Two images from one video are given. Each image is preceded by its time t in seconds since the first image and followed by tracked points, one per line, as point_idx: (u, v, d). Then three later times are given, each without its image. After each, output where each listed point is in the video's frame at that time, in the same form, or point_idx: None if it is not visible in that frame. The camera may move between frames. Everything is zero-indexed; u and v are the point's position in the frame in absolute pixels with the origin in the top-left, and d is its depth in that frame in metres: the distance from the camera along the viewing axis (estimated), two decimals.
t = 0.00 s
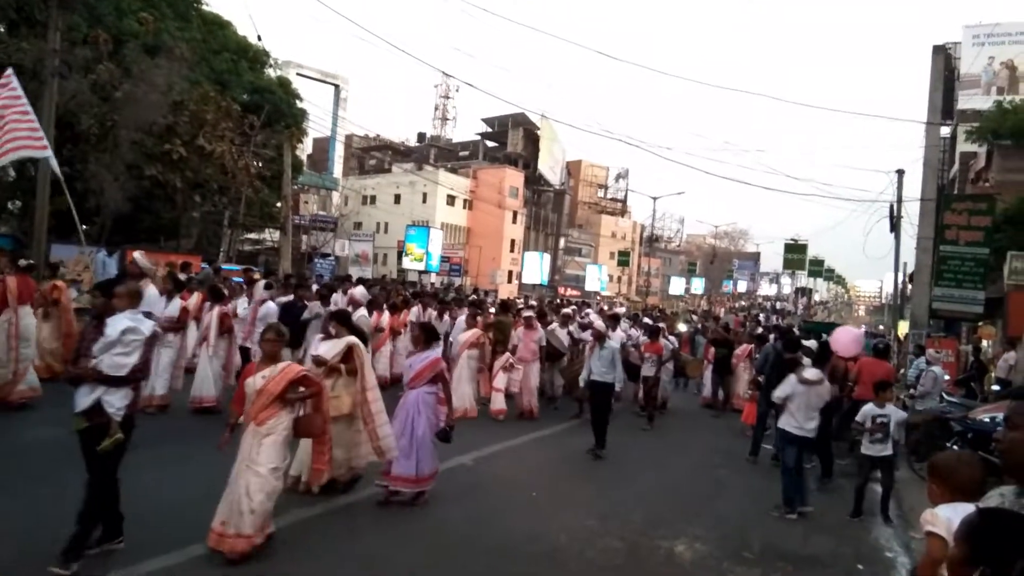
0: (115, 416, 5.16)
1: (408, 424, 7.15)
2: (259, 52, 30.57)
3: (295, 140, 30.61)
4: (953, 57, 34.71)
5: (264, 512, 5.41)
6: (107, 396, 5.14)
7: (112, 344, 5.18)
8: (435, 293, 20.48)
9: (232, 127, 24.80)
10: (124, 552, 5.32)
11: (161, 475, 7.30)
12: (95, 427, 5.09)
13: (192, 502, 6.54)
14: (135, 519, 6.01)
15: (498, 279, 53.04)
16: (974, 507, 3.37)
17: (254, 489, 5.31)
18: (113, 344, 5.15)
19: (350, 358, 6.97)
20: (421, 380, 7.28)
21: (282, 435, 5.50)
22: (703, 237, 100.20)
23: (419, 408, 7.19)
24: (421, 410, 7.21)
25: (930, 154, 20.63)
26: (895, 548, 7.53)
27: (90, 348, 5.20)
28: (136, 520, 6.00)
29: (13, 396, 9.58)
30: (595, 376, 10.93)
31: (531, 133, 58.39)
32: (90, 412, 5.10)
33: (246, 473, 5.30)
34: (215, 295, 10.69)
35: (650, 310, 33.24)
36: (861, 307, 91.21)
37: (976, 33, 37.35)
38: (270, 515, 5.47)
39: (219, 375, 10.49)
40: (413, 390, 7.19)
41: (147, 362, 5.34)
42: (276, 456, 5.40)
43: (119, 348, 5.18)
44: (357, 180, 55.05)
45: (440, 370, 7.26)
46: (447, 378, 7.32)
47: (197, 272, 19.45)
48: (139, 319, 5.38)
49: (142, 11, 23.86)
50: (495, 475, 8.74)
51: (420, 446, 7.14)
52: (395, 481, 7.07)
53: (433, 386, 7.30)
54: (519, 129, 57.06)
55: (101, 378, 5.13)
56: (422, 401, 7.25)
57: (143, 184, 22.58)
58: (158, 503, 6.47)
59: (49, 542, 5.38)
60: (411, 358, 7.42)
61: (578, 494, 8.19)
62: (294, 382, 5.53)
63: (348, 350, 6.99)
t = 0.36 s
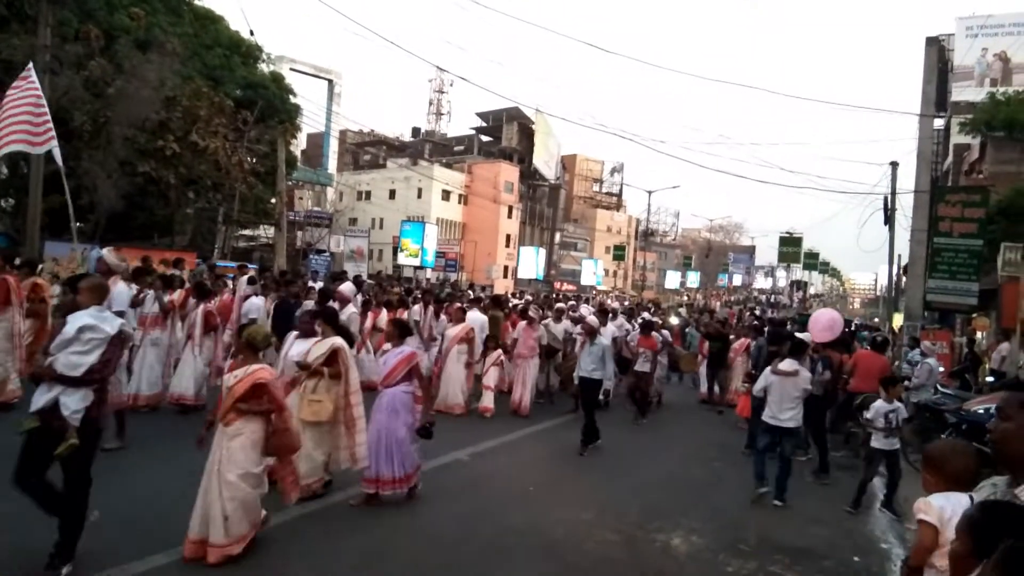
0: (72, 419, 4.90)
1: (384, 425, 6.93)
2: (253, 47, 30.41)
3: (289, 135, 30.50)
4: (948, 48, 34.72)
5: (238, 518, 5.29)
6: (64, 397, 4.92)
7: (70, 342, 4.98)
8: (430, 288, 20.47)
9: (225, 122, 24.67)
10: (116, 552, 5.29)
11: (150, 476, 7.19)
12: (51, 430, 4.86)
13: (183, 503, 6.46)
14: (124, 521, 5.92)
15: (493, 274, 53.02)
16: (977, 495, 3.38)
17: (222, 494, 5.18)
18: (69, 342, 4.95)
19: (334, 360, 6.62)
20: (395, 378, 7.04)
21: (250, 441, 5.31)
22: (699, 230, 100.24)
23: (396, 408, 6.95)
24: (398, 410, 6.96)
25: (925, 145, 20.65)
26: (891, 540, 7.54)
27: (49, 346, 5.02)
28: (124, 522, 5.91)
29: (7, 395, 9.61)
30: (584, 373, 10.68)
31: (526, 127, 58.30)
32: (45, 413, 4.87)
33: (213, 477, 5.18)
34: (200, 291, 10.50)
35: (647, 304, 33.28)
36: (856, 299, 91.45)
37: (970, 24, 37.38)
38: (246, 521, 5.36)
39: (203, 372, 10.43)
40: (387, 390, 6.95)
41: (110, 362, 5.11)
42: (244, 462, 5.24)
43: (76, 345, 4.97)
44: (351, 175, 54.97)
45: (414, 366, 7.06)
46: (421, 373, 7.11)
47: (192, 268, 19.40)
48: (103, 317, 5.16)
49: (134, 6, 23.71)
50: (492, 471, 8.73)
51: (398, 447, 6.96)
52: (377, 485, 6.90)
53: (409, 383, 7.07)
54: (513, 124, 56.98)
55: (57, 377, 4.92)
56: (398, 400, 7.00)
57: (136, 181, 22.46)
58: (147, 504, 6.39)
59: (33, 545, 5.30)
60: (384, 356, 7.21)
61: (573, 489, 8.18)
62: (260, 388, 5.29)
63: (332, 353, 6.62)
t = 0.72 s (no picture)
0: (66, 433, 4.81)
1: (383, 427, 6.69)
2: (264, 53, 30.62)
3: (302, 140, 30.68)
4: (962, 40, 34.46)
5: (230, 527, 5.12)
6: (56, 412, 4.80)
7: (58, 356, 4.85)
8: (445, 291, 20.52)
9: (239, 129, 24.82)
10: (144, 558, 5.36)
11: (170, 482, 7.25)
12: (46, 446, 4.75)
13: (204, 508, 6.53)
14: (145, 528, 5.97)
15: (507, 275, 53.06)
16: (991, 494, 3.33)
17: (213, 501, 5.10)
18: (58, 355, 4.82)
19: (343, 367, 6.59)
20: (395, 378, 6.76)
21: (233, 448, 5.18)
22: (713, 228, 99.82)
23: (395, 408, 6.70)
24: (396, 410, 6.69)
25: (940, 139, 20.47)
26: (913, 537, 7.48)
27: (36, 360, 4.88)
28: (146, 529, 5.96)
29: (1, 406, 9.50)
30: (594, 371, 10.59)
31: (538, 128, 58.31)
32: (38, 429, 4.75)
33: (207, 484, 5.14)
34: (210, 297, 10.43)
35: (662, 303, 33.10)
36: (873, 295, 90.76)
37: (983, 16, 37.06)
38: (250, 531, 5.19)
39: (211, 380, 10.53)
40: (386, 390, 6.68)
41: (100, 372, 5.01)
42: (230, 468, 5.11)
43: (65, 359, 4.85)
44: (364, 179, 55.19)
45: (415, 366, 6.78)
46: (422, 373, 6.83)
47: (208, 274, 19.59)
48: (88, 327, 5.04)
49: (147, 16, 23.92)
50: (509, 471, 8.77)
51: (394, 446, 6.69)
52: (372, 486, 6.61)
53: (409, 384, 6.80)
54: (524, 125, 56.99)
55: (48, 391, 4.82)
56: (397, 401, 6.73)
57: (152, 188, 22.65)
58: (167, 511, 6.43)
59: (57, 555, 5.35)
60: (383, 357, 6.90)
61: (591, 489, 8.20)
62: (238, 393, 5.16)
63: (341, 360, 6.58)
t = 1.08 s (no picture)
0: (22, 444, 4.76)
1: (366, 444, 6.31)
2: (263, 62, 30.67)
3: (301, 148, 30.75)
4: (959, 40, 34.54)
5: (200, 543, 4.90)
6: (12, 424, 4.78)
7: (18, 366, 4.84)
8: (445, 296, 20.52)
9: (238, 138, 24.87)
10: (146, 568, 5.37)
11: (172, 492, 7.26)
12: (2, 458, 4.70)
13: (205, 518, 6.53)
14: (149, 537, 6.00)
15: (508, 280, 53.08)
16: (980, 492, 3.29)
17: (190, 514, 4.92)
18: (20, 365, 4.82)
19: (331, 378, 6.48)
20: (380, 393, 6.34)
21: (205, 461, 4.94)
22: (713, 230, 99.93)
23: (379, 425, 6.30)
24: (380, 427, 6.31)
25: (938, 138, 20.48)
26: (917, 537, 7.46)
27: None
28: (148, 539, 5.98)
29: None
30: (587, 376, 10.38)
31: (537, 132, 58.39)
32: None
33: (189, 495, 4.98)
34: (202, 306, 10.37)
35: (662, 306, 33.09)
36: (874, 295, 90.79)
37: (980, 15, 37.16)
38: (213, 549, 4.90)
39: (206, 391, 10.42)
40: (370, 405, 6.30)
41: (60, 384, 5.02)
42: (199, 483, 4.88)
43: (26, 369, 4.83)
44: (364, 186, 55.23)
45: (401, 381, 6.37)
46: (408, 388, 6.43)
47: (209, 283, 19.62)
48: (47, 338, 5.08)
49: (145, 27, 23.96)
50: (512, 477, 8.75)
51: (376, 467, 6.35)
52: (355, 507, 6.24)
53: (394, 398, 6.40)
54: (523, 130, 57.08)
55: (5, 403, 4.78)
56: (381, 416, 6.34)
57: (152, 199, 22.68)
58: (170, 520, 6.44)
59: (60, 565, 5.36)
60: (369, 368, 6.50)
61: (593, 493, 8.19)
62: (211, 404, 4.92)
63: (327, 370, 6.44)
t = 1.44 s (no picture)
0: None
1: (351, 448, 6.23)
2: (262, 64, 30.68)
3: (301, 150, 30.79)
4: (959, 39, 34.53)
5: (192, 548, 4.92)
6: None
7: None
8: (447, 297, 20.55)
9: (238, 140, 24.91)
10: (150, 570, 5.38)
11: (175, 495, 7.27)
12: None
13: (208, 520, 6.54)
14: (152, 540, 6.01)
15: (508, 281, 53.06)
16: (986, 490, 3.29)
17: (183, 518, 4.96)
18: None
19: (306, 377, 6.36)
20: (363, 395, 6.28)
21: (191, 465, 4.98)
22: (714, 230, 99.93)
23: (362, 427, 6.22)
24: (365, 430, 6.23)
25: (938, 136, 20.48)
26: (919, 536, 7.47)
27: None
28: (149, 542, 5.99)
29: None
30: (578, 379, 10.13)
31: (536, 133, 58.39)
32: None
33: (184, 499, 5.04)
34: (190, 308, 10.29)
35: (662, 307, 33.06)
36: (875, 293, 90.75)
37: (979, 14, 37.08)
38: (204, 554, 4.91)
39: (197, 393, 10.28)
40: (353, 408, 6.23)
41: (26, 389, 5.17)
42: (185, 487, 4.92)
43: None
44: (364, 187, 55.24)
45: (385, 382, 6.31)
46: (393, 391, 6.36)
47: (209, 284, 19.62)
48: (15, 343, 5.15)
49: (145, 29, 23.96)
50: (513, 478, 8.75)
51: (366, 473, 6.23)
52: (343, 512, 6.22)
53: (379, 400, 6.33)
54: (523, 130, 57.08)
55: None
56: (365, 419, 6.26)
57: (152, 201, 22.69)
58: (174, 524, 6.46)
59: (62, 568, 5.36)
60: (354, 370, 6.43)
61: (594, 493, 8.20)
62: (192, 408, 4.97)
63: (305, 366, 6.35)
